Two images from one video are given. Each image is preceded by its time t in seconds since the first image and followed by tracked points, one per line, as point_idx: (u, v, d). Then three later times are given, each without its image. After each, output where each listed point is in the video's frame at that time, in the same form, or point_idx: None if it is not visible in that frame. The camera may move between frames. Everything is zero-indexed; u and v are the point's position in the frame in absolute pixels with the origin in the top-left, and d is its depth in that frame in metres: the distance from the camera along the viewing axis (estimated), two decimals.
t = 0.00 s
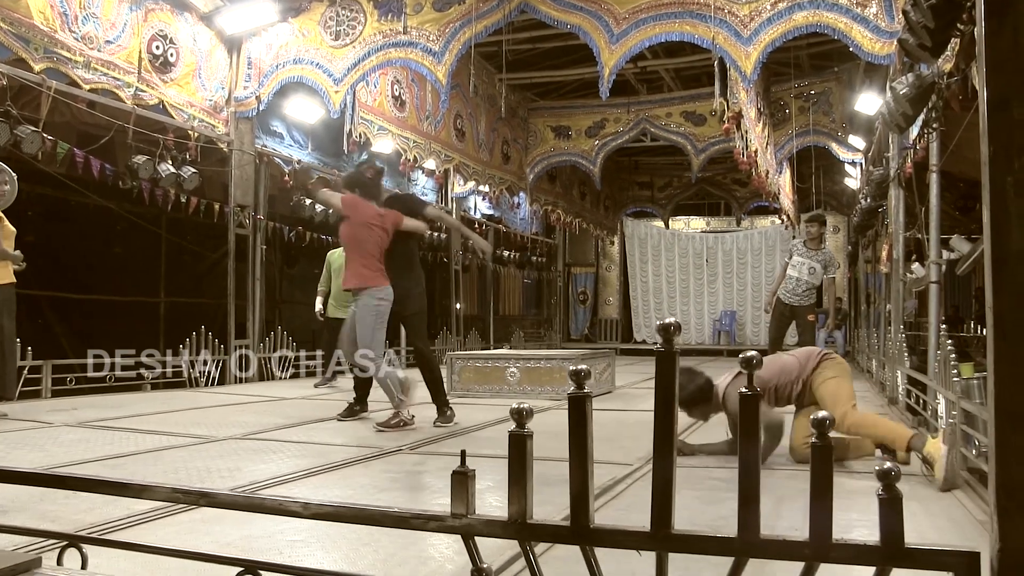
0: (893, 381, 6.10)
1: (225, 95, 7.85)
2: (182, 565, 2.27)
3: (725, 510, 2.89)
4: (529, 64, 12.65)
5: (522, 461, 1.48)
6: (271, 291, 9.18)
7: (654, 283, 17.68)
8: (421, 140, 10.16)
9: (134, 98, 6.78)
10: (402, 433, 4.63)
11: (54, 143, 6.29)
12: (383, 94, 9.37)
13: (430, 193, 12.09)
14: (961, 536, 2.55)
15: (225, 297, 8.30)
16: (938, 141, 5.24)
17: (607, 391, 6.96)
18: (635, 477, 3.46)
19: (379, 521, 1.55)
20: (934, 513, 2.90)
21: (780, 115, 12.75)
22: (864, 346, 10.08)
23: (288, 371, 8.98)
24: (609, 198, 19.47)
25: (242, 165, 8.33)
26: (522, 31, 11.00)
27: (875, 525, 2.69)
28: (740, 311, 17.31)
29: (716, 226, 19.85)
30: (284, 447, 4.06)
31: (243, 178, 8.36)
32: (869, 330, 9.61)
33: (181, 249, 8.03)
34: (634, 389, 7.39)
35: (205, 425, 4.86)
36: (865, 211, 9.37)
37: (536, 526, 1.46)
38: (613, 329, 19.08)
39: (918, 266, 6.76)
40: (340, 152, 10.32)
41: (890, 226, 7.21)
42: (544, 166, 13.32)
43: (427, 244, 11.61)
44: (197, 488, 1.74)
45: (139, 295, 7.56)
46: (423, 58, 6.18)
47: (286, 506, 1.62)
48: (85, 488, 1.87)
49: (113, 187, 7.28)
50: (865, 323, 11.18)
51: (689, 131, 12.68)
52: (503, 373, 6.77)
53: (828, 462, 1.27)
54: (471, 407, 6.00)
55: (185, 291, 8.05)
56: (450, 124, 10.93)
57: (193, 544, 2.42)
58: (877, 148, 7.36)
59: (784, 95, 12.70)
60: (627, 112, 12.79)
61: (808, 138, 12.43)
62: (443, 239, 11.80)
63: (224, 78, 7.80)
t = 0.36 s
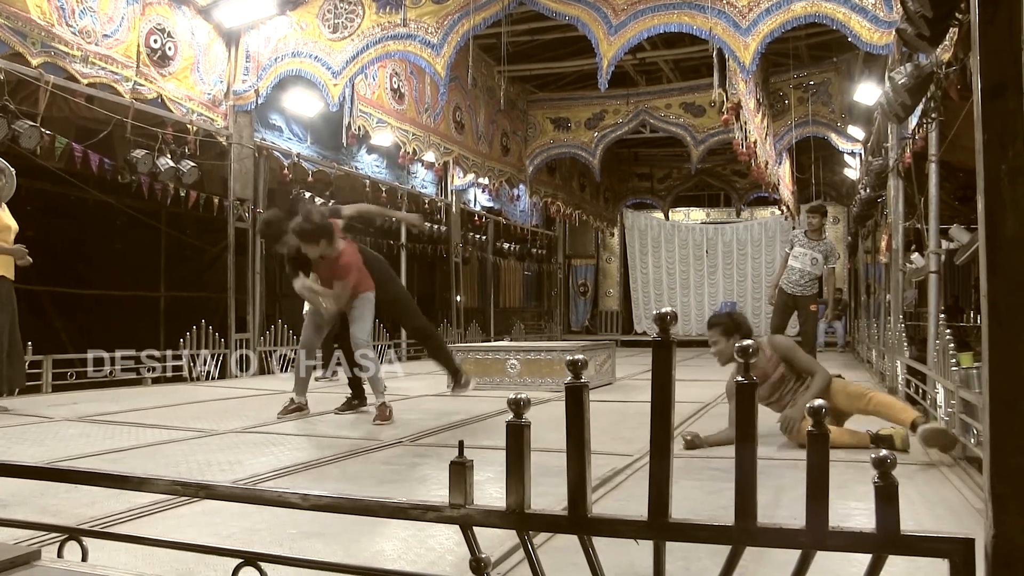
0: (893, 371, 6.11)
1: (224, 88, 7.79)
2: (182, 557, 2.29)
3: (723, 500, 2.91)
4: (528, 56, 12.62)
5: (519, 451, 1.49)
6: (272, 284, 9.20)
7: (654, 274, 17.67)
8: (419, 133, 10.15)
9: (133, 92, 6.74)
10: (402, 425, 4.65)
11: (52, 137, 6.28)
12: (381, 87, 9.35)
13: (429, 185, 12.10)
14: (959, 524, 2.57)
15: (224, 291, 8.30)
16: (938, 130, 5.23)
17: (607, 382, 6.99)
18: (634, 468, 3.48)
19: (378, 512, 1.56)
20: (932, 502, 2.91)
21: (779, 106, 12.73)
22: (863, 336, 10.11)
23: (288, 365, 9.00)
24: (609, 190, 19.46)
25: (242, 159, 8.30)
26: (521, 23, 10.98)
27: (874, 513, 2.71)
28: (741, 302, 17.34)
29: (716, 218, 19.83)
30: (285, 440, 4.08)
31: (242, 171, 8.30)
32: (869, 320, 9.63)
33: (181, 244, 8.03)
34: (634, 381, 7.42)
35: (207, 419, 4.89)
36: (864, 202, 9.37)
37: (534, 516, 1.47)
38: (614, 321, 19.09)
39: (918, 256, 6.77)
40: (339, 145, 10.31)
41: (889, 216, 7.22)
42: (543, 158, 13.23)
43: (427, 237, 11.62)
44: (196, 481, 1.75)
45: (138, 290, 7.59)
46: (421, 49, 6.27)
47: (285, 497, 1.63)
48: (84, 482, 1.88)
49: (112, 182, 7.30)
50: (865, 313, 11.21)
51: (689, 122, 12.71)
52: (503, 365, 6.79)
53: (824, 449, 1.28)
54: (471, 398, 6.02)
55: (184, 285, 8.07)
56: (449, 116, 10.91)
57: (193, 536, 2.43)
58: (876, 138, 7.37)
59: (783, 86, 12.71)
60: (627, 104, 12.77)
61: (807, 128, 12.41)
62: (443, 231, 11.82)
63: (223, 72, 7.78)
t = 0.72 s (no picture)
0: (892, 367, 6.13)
1: (222, 86, 7.80)
2: (182, 555, 2.30)
3: (722, 497, 2.92)
4: (527, 54, 12.61)
5: (518, 449, 1.50)
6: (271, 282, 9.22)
7: (654, 271, 17.67)
8: (418, 130, 10.15)
9: (132, 90, 6.73)
10: (401, 422, 4.66)
11: (51, 135, 6.25)
12: (380, 85, 9.34)
13: (428, 183, 12.12)
14: (958, 520, 2.58)
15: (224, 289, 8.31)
16: (937, 127, 5.23)
17: (606, 380, 6.99)
18: (633, 465, 3.49)
19: (377, 510, 1.57)
20: (932, 498, 2.93)
21: (778, 103, 12.76)
22: (863, 333, 10.15)
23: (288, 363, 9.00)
24: (608, 187, 19.45)
25: (241, 157, 8.27)
26: (519, 20, 10.97)
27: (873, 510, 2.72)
28: (740, 299, 17.35)
29: (715, 214, 19.82)
30: (284, 438, 4.09)
31: (242, 170, 8.29)
32: (869, 317, 9.66)
33: (180, 242, 8.04)
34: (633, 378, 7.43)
35: (207, 417, 4.89)
36: (864, 198, 9.37)
37: (532, 514, 1.48)
38: (613, 318, 19.10)
39: (917, 253, 6.77)
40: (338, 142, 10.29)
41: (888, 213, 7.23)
42: (543, 156, 13.31)
43: (426, 234, 11.62)
44: (196, 479, 1.76)
45: (139, 288, 7.58)
46: (421, 47, 6.16)
47: (284, 495, 1.64)
48: (84, 481, 1.89)
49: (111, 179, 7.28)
50: (864, 310, 11.23)
51: (687, 119, 12.68)
52: (502, 363, 6.80)
53: (822, 445, 1.29)
54: (471, 396, 6.02)
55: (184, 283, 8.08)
56: (448, 114, 10.91)
57: (192, 535, 2.44)
58: (874, 135, 7.37)
59: (782, 82, 12.69)
60: (626, 101, 12.77)
61: (806, 125, 12.42)
62: (442, 229, 11.82)
63: (222, 70, 7.76)
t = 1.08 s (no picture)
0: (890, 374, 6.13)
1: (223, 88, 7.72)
2: (179, 559, 2.29)
3: (721, 502, 2.91)
4: (527, 58, 12.63)
5: (518, 455, 1.50)
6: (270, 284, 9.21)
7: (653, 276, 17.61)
8: (418, 133, 10.16)
9: (132, 91, 6.72)
10: (399, 426, 4.65)
11: (51, 136, 6.22)
12: (380, 88, 9.34)
13: (428, 186, 12.13)
14: (957, 528, 2.58)
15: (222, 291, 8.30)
16: (937, 133, 5.24)
17: (605, 384, 6.99)
18: (632, 470, 3.49)
19: (376, 514, 1.56)
20: (931, 505, 2.93)
21: (777, 108, 12.75)
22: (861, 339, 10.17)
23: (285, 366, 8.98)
24: (607, 191, 19.47)
25: (240, 159, 8.15)
26: (520, 24, 10.98)
27: (872, 517, 2.72)
28: (738, 304, 17.35)
29: (714, 220, 19.84)
30: (282, 441, 4.08)
31: (241, 171, 8.16)
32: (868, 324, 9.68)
33: (179, 243, 8.08)
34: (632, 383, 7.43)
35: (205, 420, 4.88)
36: (863, 205, 9.37)
37: (532, 519, 1.47)
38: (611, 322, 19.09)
39: (917, 260, 6.76)
40: (338, 145, 10.29)
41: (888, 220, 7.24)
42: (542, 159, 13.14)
43: (425, 237, 11.62)
44: (193, 482, 1.75)
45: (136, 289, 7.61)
46: (420, 50, 6.31)
47: (282, 499, 1.63)
48: (81, 483, 1.88)
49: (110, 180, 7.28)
50: (863, 316, 11.24)
51: (686, 124, 12.68)
52: (501, 366, 6.81)
53: (823, 450, 1.29)
54: (469, 400, 6.02)
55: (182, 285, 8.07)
56: (448, 117, 10.91)
57: (189, 538, 2.43)
58: (874, 141, 7.38)
59: (781, 88, 12.69)
60: (626, 105, 12.78)
61: (806, 131, 12.44)
62: (441, 232, 11.80)
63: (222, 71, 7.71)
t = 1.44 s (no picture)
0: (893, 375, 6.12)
1: (224, 89, 7.80)
2: (183, 560, 2.28)
3: (726, 505, 2.90)
4: (529, 59, 12.63)
5: (525, 457, 1.49)
6: (271, 285, 9.21)
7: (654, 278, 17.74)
8: (420, 135, 10.16)
9: (134, 93, 6.74)
10: (401, 428, 4.64)
11: (55, 137, 6.27)
12: (382, 89, 9.36)
13: (429, 188, 12.14)
14: (965, 532, 2.57)
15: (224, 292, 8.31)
16: (941, 134, 5.22)
17: (607, 386, 6.97)
18: (636, 472, 3.48)
19: (381, 516, 1.55)
20: (938, 508, 2.91)
21: (780, 110, 12.73)
22: (863, 341, 10.16)
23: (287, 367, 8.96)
24: (609, 193, 19.46)
25: (241, 160, 8.22)
26: (522, 26, 10.98)
27: (879, 520, 2.70)
28: (740, 306, 17.33)
29: (715, 221, 19.69)
30: (285, 442, 4.07)
31: (243, 173, 8.23)
32: (870, 326, 9.67)
33: (180, 244, 8.04)
34: (634, 384, 7.42)
35: (207, 421, 4.89)
36: (865, 207, 9.35)
37: (538, 522, 1.46)
38: (613, 324, 19.07)
39: (920, 261, 6.73)
40: (340, 146, 10.29)
41: (890, 221, 7.23)
42: (543, 162, 13.33)
43: (426, 239, 11.63)
44: (198, 484, 1.74)
45: (138, 291, 7.60)
46: (423, 52, 6.16)
47: (287, 501, 1.62)
48: (86, 483, 1.87)
49: (113, 182, 7.29)
50: (865, 318, 11.22)
51: (688, 125, 12.67)
52: (503, 368, 6.81)
53: (832, 455, 1.28)
54: (472, 401, 6.01)
55: (184, 286, 8.08)
56: (449, 118, 10.92)
57: (193, 539, 2.43)
58: (876, 143, 7.36)
59: (784, 89, 12.68)
60: (628, 107, 12.78)
61: (808, 133, 12.43)
62: (443, 233, 11.79)
63: (224, 73, 7.76)
